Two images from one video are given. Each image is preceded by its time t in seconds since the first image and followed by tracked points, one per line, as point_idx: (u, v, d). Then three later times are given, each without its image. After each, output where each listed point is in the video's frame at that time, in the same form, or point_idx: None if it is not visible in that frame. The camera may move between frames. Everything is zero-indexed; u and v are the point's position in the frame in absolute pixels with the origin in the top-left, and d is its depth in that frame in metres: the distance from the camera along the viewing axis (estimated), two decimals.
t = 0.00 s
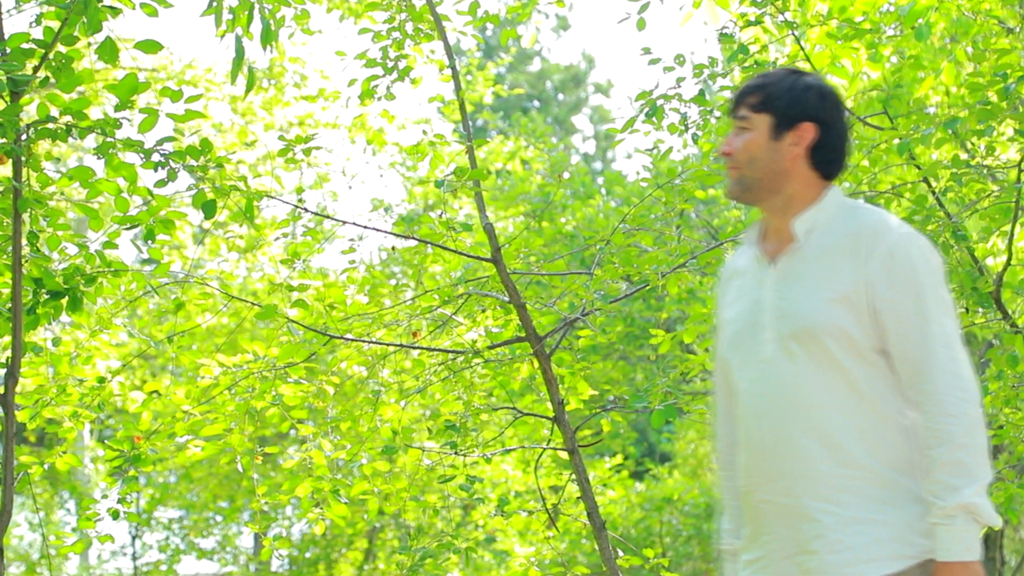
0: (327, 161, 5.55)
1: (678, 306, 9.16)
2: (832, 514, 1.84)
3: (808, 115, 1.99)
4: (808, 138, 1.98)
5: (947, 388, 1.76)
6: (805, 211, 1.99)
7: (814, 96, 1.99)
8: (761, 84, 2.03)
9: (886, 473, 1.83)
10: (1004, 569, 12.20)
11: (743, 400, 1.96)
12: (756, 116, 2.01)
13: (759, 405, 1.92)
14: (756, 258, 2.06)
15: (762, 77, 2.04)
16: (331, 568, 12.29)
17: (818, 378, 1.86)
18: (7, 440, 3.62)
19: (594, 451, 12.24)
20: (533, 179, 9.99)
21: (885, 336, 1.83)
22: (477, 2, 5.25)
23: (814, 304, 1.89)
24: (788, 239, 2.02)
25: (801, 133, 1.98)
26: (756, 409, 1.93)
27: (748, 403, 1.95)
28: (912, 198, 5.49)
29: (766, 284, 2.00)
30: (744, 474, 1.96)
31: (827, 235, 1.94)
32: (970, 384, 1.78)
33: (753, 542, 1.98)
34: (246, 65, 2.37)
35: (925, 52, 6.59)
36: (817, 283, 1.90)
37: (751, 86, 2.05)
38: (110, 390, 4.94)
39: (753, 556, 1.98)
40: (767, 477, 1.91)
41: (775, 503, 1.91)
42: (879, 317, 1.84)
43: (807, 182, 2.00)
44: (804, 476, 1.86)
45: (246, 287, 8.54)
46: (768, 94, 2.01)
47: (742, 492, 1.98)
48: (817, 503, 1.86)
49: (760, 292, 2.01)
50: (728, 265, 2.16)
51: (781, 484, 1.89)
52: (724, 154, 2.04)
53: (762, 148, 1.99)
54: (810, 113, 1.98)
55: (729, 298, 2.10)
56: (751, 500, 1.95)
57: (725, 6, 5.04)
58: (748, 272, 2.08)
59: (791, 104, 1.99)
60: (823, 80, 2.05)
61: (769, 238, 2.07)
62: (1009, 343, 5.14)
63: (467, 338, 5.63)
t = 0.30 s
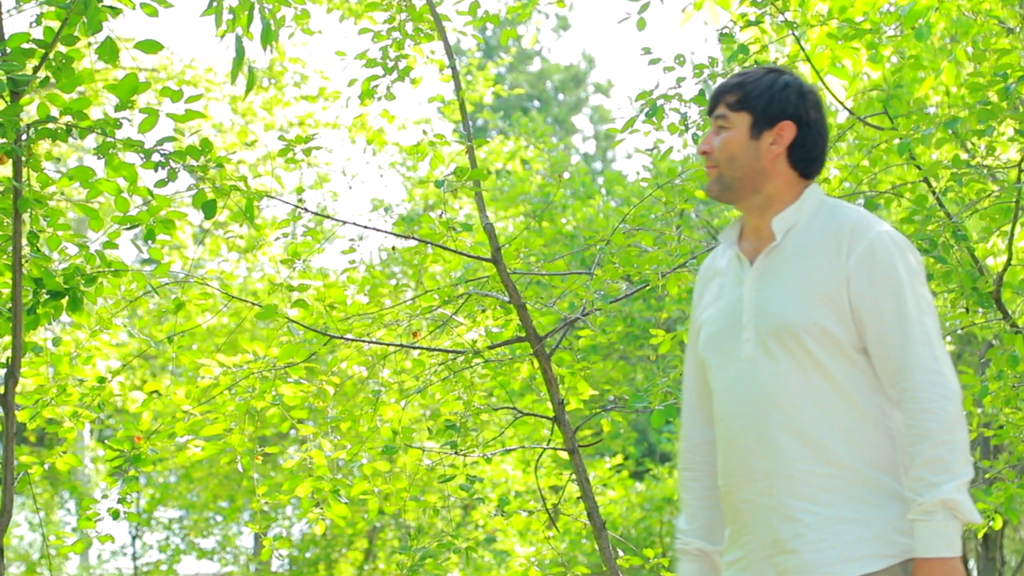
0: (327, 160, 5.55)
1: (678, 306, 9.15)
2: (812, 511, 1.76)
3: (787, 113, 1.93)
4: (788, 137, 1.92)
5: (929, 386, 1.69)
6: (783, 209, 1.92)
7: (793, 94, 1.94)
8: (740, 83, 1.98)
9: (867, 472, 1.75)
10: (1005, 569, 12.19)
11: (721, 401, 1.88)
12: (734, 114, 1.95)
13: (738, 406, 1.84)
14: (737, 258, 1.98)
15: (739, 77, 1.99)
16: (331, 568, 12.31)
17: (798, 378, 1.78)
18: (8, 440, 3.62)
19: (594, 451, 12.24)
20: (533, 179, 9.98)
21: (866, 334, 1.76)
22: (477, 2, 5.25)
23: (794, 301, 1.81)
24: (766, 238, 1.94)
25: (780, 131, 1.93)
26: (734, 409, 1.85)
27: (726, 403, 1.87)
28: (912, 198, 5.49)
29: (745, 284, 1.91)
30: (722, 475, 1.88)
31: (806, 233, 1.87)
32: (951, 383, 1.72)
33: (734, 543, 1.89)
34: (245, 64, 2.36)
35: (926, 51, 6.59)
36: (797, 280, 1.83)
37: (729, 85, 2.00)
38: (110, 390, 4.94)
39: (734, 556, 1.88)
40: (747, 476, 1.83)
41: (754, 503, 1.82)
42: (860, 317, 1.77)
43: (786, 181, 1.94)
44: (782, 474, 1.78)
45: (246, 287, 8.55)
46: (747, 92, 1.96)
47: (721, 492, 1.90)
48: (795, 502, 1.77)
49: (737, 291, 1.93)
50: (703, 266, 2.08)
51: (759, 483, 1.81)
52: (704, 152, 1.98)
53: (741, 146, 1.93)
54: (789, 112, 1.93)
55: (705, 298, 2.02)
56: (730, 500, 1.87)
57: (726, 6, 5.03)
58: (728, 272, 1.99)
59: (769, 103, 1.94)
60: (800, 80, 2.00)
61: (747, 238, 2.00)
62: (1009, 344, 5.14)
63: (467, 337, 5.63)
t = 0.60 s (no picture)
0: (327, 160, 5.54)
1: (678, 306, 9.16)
2: (797, 511, 1.66)
3: (770, 111, 1.84)
4: (771, 135, 1.83)
5: (912, 381, 1.60)
6: (767, 207, 1.82)
7: (776, 92, 1.84)
8: (722, 82, 1.87)
9: (850, 471, 1.66)
10: (1004, 569, 12.21)
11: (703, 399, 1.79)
12: (716, 112, 1.85)
13: (721, 402, 1.75)
14: (718, 257, 1.86)
15: (721, 74, 1.89)
16: (331, 568, 12.32)
17: (781, 374, 1.68)
18: (8, 440, 3.61)
19: (594, 451, 12.25)
20: (533, 179, 9.98)
21: (849, 329, 1.67)
22: (477, 2, 5.25)
23: (776, 296, 1.72)
24: (751, 236, 1.84)
25: (763, 129, 1.83)
26: (716, 407, 1.75)
27: (708, 400, 1.77)
28: (912, 197, 5.49)
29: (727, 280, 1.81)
30: (705, 474, 1.79)
31: (791, 229, 1.77)
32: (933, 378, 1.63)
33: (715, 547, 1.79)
34: (244, 62, 2.34)
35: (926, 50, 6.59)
36: (780, 274, 1.73)
37: (711, 82, 1.89)
38: (111, 390, 4.94)
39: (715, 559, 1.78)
40: (728, 475, 1.73)
41: (736, 503, 1.73)
42: (845, 311, 1.67)
43: (770, 180, 1.84)
44: (765, 473, 1.69)
45: (246, 286, 8.55)
46: (730, 91, 1.86)
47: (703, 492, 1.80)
48: (778, 501, 1.68)
49: (719, 286, 1.83)
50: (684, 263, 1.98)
51: (741, 482, 1.72)
52: (686, 152, 1.88)
53: (724, 145, 1.83)
54: (772, 109, 1.83)
55: (684, 294, 1.92)
56: (712, 498, 1.78)
57: (726, 6, 5.03)
58: (709, 270, 1.88)
59: (752, 100, 1.84)
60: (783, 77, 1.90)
61: (730, 238, 1.89)
62: (1009, 344, 5.14)
63: (467, 337, 5.64)
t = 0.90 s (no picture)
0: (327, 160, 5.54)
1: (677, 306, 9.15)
2: (783, 505, 1.80)
3: (757, 108, 2.00)
4: (757, 131, 1.99)
5: (896, 373, 1.73)
6: (754, 203, 1.97)
7: (762, 88, 2.01)
8: (708, 78, 2.04)
9: (833, 464, 1.80)
10: (1005, 569, 12.19)
11: (694, 395, 1.93)
12: (704, 109, 2.01)
13: (712, 399, 1.89)
14: (706, 253, 2.02)
15: (707, 72, 2.05)
16: (331, 568, 12.33)
17: (769, 370, 1.83)
18: (8, 440, 3.61)
19: (595, 452, 12.26)
20: (533, 179, 9.98)
21: (835, 325, 1.81)
22: (477, 2, 5.24)
23: (765, 296, 1.86)
24: (737, 232, 1.99)
25: (750, 126, 2.00)
26: (708, 402, 1.89)
27: (700, 397, 1.91)
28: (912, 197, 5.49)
29: (716, 278, 1.95)
30: (696, 469, 1.93)
31: (777, 227, 1.92)
32: (916, 372, 1.75)
33: (707, 540, 1.92)
34: (246, 63, 2.35)
35: (926, 49, 6.58)
36: (767, 276, 1.87)
37: (697, 79, 2.05)
38: (111, 390, 4.94)
39: (706, 554, 1.92)
40: (718, 469, 1.88)
41: (725, 496, 1.87)
42: (831, 308, 1.81)
43: (756, 176, 2.00)
44: (754, 467, 1.83)
45: (246, 286, 8.56)
46: (716, 87, 2.02)
47: (695, 485, 1.94)
48: (766, 495, 1.82)
49: (709, 286, 1.97)
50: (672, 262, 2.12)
51: (731, 476, 1.85)
52: (675, 148, 2.04)
53: (711, 141, 1.99)
54: (759, 105, 2.00)
55: (673, 293, 2.06)
56: (704, 493, 1.91)
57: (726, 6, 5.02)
58: (698, 267, 2.03)
59: (738, 97, 2.01)
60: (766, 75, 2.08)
61: (715, 234, 2.05)
62: (1009, 344, 5.15)
63: (467, 337, 5.63)
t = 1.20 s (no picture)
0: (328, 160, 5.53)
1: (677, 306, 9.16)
2: (773, 506, 1.73)
3: (747, 105, 1.92)
4: (748, 130, 1.91)
5: (886, 368, 1.67)
6: (742, 202, 1.89)
7: (752, 86, 1.93)
8: (698, 77, 1.95)
9: (823, 463, 1.72)
10: (1005, 570, 12.20)
11: (680, 395, 1.85)
12: (693, 107, 1.93)
13: (699, 399, 1.80)
14: (692, 250, 1.92)
15: (695, 69, 1.97)
16: (331, 568, 12.34)
17: (757, 368, 1.75)
18: (8, 441, 3.61)
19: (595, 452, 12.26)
20: (533, 179, 9.98)
21: (826, 322, 1.73)
22: (478, 2, 5.24)
23: (753, 293, 1.78)
24: (726, 230, 1.90)
25: (740, 124, 1.91)
26: (694, 402, 1.81)
27: (685, 396, 1.83)
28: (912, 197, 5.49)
29: (703, 275, 1.87)
30: (684, 469, 1.84)
31: (766, 223, 1.84)
32: (905, 369, 1.69)
33: (694, 544, 1.84)
34: (246, 63, 2.34)
35: (926, 49, 6.57)
36: (756, 270, 1.80)
37: (685, 77, 1.97)
38: (111, 390, 4.94)
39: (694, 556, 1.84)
40: (705, 470, 1.79)
41: (712, 497, 1.79)
42: (822, 305, 1.74)
43: (745, 174, 1.92)
44: (741, 467, 1.75)
45: (246, 286, 8.56)
46: (705, 85, 1.93)
47: (682, 487, 1.86)
48: (756, 495, 1.74)
49: (695, 281, 1.88)
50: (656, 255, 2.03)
51: (720, 476, 1.77)
52: (664, 147, 1.95)
53: (701, 139, 1.91)
54: (749, 104, 1.92)
55: (655, 288, 1.97)
56: (691, 494, 1.83)
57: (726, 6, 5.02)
58: (683, 262, 1.94)
59: (730, 94, 1.92)
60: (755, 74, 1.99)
61: (702, 228, 1.95)
62: (1009, 344, 5.15)
63: (468, 337, 5.63)
